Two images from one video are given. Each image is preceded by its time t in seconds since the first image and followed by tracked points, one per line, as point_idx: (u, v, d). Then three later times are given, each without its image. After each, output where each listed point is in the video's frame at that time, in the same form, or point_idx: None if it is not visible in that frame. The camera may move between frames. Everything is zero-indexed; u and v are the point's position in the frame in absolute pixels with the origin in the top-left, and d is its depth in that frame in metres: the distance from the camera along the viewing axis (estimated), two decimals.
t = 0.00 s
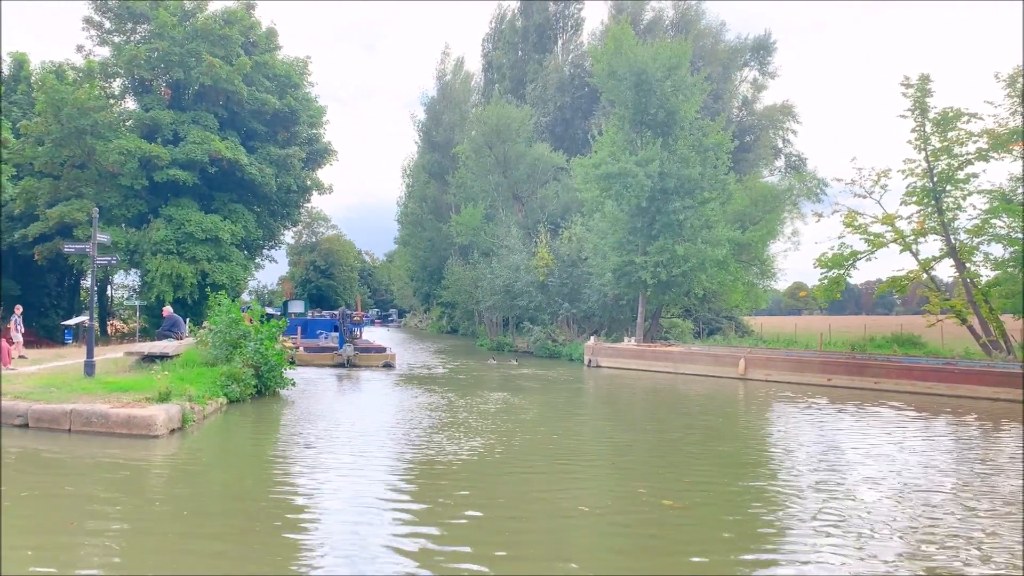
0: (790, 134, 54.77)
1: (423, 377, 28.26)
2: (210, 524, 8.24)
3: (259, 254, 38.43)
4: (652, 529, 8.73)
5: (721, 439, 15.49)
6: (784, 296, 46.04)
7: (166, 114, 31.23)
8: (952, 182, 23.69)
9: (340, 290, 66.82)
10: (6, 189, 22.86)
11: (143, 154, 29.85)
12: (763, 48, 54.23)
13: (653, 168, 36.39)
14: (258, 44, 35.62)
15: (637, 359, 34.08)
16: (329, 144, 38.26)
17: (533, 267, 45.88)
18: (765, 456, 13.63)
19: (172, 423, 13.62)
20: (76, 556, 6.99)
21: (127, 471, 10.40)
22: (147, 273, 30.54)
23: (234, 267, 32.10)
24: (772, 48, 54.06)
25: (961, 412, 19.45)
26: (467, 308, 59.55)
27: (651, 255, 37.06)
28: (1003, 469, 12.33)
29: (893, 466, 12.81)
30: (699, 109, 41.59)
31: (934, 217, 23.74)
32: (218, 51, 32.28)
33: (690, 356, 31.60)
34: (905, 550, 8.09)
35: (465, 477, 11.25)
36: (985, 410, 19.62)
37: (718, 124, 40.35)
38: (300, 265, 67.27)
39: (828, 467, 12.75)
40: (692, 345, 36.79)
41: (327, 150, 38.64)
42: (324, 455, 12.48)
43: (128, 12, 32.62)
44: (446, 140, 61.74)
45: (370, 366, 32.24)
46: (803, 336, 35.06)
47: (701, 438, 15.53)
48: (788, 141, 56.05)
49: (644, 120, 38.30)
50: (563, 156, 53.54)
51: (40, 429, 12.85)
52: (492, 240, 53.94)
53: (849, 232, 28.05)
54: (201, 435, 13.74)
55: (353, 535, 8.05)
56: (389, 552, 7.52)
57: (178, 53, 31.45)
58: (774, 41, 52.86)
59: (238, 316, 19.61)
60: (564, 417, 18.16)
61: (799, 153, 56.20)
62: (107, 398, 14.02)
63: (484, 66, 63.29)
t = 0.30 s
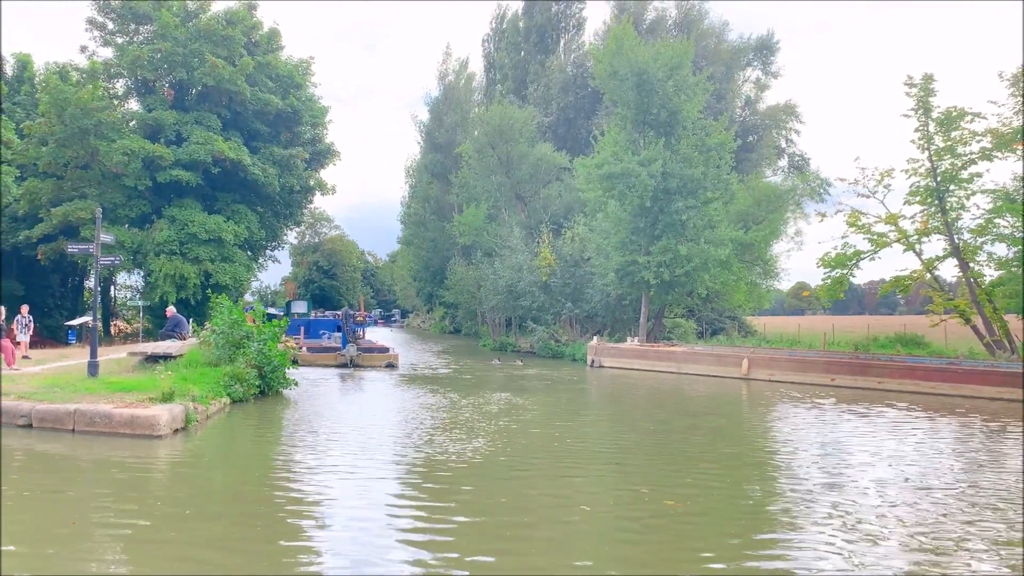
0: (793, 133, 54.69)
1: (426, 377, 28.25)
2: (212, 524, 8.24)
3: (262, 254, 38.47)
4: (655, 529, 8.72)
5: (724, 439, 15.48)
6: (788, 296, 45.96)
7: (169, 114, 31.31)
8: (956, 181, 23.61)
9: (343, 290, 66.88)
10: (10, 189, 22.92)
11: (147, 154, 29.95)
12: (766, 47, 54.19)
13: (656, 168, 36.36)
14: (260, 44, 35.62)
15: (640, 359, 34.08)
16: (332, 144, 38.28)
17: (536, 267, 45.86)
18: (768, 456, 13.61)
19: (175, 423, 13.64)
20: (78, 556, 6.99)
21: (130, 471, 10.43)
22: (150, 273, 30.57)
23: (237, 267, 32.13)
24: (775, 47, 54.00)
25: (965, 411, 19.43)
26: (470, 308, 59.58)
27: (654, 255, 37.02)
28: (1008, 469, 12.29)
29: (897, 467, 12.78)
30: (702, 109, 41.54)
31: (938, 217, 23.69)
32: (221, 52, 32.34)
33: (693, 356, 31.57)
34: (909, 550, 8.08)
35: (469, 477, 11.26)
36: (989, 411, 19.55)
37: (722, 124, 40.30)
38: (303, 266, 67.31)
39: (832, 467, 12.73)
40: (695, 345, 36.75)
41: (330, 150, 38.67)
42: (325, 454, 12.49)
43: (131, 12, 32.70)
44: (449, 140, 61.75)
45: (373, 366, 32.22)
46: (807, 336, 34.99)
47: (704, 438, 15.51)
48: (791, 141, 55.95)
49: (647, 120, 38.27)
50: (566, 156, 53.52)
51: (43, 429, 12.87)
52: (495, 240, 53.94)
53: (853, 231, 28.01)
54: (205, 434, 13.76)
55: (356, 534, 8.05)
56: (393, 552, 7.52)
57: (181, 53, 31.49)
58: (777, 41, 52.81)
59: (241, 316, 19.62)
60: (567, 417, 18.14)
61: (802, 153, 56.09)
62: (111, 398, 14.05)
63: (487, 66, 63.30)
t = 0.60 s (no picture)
0: (796, 133, 54.67)
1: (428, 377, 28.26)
2: (214, 524, 8.24)
3: (265, 255, 38.53)
4: (657, 530, 8.70)
5: (726, 439, 15.47)
6: (790, 296, 45.92)
7: (172, 115, 31.37)
8: (959, 181, 23.56)
9: (345, 290, 66.95)
10: (12, 190, 22.94)
11: (150, 155, 30.03)
12: (768, 47, 54.17)
13: (658, 168, 36.32)
14: (262, 45, 35.66)
15: (643, 359, 34.08)
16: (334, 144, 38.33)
17: (538, 268, 45.86)
18: (770, 456, 13.59)
19: (178, 423, 13.66)
20: (80, 557, 6.99)
21: (133, 472, 10.44)
22: (153, 274, 30.56)
23: (240, 268, 32.18)
24: (777, 47, 54.01)
25: (968, 412, 19.43)
26: (472, 308, 59.62)
27: (656, 255, 36.98)
28: (1011, 469, 12.28)
29: (899, 467, 12.77)
30: (705, 109, 41.52)
31: (941, 217, 23.64)
32: (223, 52, 32.41)
33: (696, 356, 31.55)
34: (913, 551, 8.07)
35: (471, 477, 11.30)
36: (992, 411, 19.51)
37: (724, 124, 40.27)
38: (305, 266, 67.36)
39: (835, 467, 12.71)
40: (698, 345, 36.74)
41: (332, 151, 38.72)
42: (327, 455, 12.51)
43: (133, 13, 32.76)
44: (451, 141, 61.78)
45: (376, 367, 32.21)
46: (809, 336, 34.96)
47: (706, 438, 15.50)
48: (794, 141, 55.91)
49: (649, 120, 38.24)
50: (568, 156, 53.52)
51: (47, 430, 12.88)
52: (497, 240, 53.94)
53: (855, 231, 27.99)
54: (208, 435, 13.78)
55: (359, 535, 8.05)
56: (396, 553, 7.52)
57: (184, 54, 31.52)
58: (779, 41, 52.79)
59: (243, 316, 19.63)
60: (569, 417, 18.13)
61: (805, 153, 56.04)
62: (114, 398, 14.06)
63: (488, 66, 63.33)
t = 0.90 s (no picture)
0: (799, 133, 54.58)
1: (430, 377, 28.31)
2: (216, 524, 8.28)
3: (268, 255, 38.59)
4: (659, 531, 8.68)
5: (728, 439, 15.47)
6: (793, 296, 45.89)
7: (174, 116, 31.42)
8: (962, 182, 23.51)
9: (348, 291, 67.05)
10: (15, 192, 23.00)
11: (152, 156, 30.13)
12: (771, 48, 54.11)
13: (660, 168, 36.28)
14: (265, 45, 35.68)
15: (645, 360, 34.11)
16: (337, 145, 38.35)
17: (540, 268, 45.89)
18: (772, 456, 13.60)
19: (181, 423, 13.67)
20: (86, 556, 7.02)
21: (135, 472, 10.46)
22: (156, 274, 30.61)
23: (243, 269, 32.22)
24: (780, 47, 53.97)
25: (971, 412, 19.43)
26: (475, 308, 59.67)
27: (658, 255, 36.91)
28: (1013, 470, 12.26)
29: (902, 467, 12.75)
30: (707, 109, 41.48)
31: (944, 217, 23.58)
32: (226, 53, 32.48)
33: (698, 356, 31.56)
34: (915, 550, 8.09)
35: (473, 477, 11.32)
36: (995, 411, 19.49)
37: (726, 124, 40.21)
38: (308, 267, 67.43)
39: (837, 467, 12.72)
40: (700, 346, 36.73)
41: (335, 151, 38.74)
42: (330, 455, 12.55)
43: (136, 14, 32.81)
44: (453, 141, 61.79)
45: (378, 367, 32.23)
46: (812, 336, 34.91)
47: (708, 439, 15.51)
48: (796, 140, 55.83)
49: (651, 121, 38.21)
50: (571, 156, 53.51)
51: (50, 430, 12.88)
52: (500, 240, 53.94)
53: (858, 232, 27.92)
54: (210, 435, 13.80)
55: (362, 534, 8.08)
56: (396, 551, 7.56)
57: (186, 55, 31.56)
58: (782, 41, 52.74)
59: (245, 316, 19.65)
60: (572, 418, 18.13)
61: (808, 153, 55.97)
62: (117, 398, 14.10)
63: (491, 67, 63.31)
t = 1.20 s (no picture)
0: (801, 133, 54.50)
1: (432, 377, 28.37)
2: (219, 524, 8.30)
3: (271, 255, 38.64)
4: (656, 531, 8.67)
5: (731, 440, 15.45)
6: (796, 296, 45.86)
7: (177, 116, 31.42)
8: (965, 182, 23.48)
9: (350, 291, 67.09)
10: (19, 192, 23.04)
11: (154, 157, 30.18)
12: (773, 48, 54.05)
13: (662, 168, 36.25)
14: (268, 46, 35.71)
15: (648, 360, 34.08)
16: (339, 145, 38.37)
17: (543, 268, 45.90)
18: (774, 457, 13.60)
19: (184, 424, 13.69)
20: (90, 555, 7.04)
21: (138, 472, 10.46)
22: (158, 275, 30.68)
23: (246, 269, 32.26)
24: (783, 47, 53.91)
25: (974, 412, 19.44)
26: (478, 309, 59.68)
27: (661, 255, 36.81)
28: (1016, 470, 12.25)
29: (905, 468, 12.74)
30: (710, 109, 41.43)
31: (947, 217, 23.51)
32: (229, 53, 32.52)
33: (700, 356, 31.54)
34: (917, 550, 8.09)
35: (475, 477, 11.30)
36: (999, 412, 19.47)
37: (729, 124, 40.18)
38: (310, 267, 67.48)
39: (839, 468, 12.71)
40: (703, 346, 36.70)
41: (338, 151, 38.76)
42: (333, 455, 12.57)
43: (139, 14, 32.85)
44: (455, 141, 61.77)
45: (381, 367, 32.26)
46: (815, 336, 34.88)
47: (711, 439, 15.50)
48: (799, 141, 55.76)
49: (654, 121, 38.20)
50: (573, 156, 53.49)
51: (53, 430, 12.89)
52: (502, 240, 53.94)
53: (861, 232, 27.87)
54: (213, 435, 13.82)
55: (364, 534, 8.10)
56: (399, 551, 7.57)
57: (190, 55, 31.57)
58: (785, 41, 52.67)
59: (249, 316, 19.67)
60: (575, 418, 18.13)
61: (810, 153, 55.92)
62: (120, 399, 14.13)
63: (493, 67, 63.29)
